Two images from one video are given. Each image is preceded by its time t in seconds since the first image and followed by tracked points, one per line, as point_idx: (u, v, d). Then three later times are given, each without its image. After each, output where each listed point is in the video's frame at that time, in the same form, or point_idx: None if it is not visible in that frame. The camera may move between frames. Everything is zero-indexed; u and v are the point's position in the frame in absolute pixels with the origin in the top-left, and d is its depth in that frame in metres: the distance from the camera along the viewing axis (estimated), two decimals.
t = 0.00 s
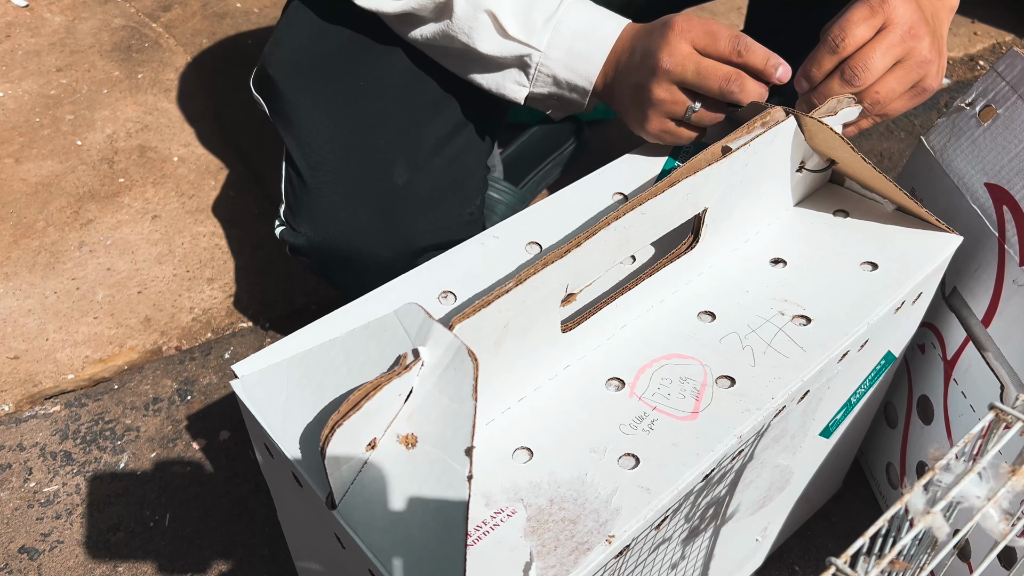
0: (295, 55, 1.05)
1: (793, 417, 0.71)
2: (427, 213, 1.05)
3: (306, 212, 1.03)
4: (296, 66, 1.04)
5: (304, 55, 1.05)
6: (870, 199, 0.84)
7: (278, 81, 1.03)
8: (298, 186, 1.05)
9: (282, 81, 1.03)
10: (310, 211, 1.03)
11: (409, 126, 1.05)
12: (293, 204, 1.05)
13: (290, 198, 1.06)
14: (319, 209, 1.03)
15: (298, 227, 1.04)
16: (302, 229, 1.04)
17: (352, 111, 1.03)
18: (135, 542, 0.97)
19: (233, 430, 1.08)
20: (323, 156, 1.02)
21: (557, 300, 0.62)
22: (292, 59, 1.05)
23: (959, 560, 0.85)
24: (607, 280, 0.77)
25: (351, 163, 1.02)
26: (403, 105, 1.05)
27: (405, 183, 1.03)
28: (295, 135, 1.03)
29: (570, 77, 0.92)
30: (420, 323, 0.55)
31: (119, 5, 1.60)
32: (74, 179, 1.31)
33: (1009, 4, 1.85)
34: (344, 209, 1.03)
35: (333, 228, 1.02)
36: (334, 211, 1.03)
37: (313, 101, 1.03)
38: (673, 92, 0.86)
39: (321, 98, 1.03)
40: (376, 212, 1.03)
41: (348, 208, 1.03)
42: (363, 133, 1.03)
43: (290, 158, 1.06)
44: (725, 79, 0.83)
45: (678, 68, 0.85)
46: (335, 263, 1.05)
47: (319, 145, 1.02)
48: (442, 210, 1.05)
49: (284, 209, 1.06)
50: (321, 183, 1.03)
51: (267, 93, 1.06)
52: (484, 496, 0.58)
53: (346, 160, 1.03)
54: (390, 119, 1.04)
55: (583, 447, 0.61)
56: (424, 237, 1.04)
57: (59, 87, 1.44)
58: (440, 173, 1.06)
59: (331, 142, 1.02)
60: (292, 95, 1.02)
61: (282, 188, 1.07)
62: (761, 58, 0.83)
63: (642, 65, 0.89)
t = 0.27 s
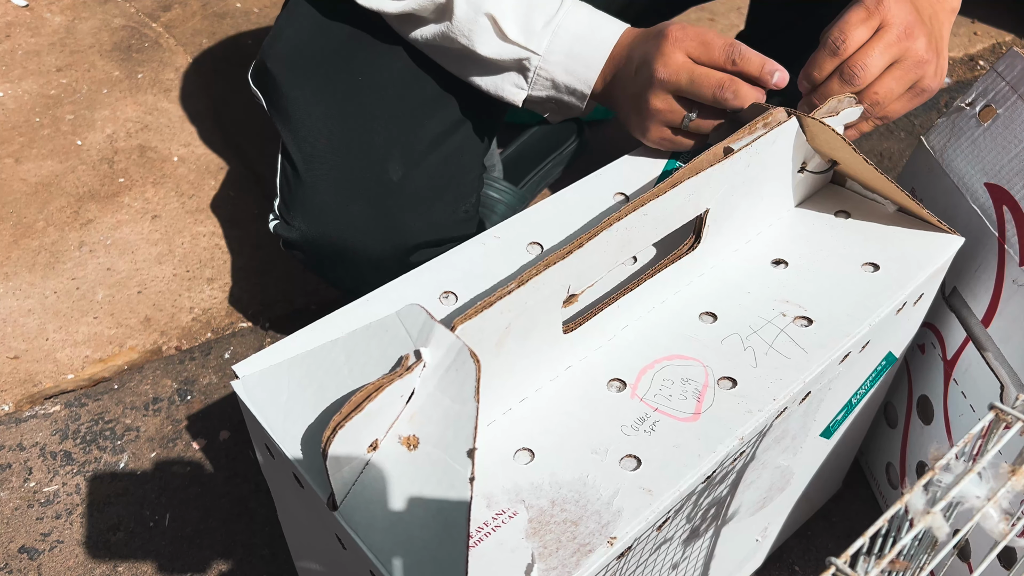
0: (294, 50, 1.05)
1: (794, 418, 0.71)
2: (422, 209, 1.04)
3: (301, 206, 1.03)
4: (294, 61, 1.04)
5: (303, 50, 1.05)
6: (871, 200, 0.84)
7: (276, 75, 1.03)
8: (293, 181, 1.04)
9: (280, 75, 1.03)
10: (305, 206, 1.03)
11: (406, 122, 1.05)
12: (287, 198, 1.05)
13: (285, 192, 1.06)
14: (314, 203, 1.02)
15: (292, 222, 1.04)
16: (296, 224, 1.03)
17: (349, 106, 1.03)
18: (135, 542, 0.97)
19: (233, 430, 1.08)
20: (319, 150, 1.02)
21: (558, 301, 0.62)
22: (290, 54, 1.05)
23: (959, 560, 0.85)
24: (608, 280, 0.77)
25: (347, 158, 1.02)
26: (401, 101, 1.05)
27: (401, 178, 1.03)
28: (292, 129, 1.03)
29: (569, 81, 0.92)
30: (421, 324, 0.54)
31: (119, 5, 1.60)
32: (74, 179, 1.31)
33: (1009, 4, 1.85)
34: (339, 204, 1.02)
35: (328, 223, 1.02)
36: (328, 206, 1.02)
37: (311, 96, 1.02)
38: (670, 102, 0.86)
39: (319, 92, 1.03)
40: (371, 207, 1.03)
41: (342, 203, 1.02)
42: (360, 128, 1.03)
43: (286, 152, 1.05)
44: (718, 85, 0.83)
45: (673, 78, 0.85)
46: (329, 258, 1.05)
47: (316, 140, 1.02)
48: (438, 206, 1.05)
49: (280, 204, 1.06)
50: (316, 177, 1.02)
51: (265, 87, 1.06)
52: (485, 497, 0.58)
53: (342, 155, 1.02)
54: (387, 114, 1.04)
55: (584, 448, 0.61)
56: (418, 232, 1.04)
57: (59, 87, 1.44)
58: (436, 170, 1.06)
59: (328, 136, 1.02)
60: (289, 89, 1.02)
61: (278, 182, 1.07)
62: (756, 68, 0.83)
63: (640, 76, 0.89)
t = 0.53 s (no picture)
0: (297, 49, 1.05)
1: (794, 417, 0.71)
2: (425, 207, 1.04)
3: (303, 204, 1.03)
4: (297, 59, 1.04)
5: (306, 48, 1.05)
6: (871, 199, 0.84)
7: (278, 73, 1.03)
8: (296, 178, 1.04)
9: (283, 73, 1.03)
10: (307, 204, 1.03)
11: (409, 120, 1.05)
12: (290, 196, 1.05)
13: (287, 190, 1.05)
14: (317, 201, 1.02)
15: (295, 220, 1.04)
16: (299, 221, 1.03)
17: (352, 104, 1.03)
18: (135, 542, 0.97)
19: (233, 430, 1.08)
20: (323, 149, 1.02)
21: (558, 301, 0.62)
22: (293, 52, 1.04)
23: (959, 560, 0.85)
24: (608, 280, 0.77)
25: (350, 156, 1.02)
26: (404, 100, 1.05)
27: (404, 177, 1.03)
28: (295, 127, 1.02)
29: (574, 79, 0.93)
30: (421, 323, 0.54)
31: (119, 5, 1.60)
32: (74, 179, 1.31)
33: (1009, 4, 1.85)
34: (343, 202, 1.02)
35: (331, 220, 1.02)
36: (332, 203, 1.02)
37: (313, 94, 1.02)
38: (678, 102, 0.87)
39: (321, 90, 1.03)
40: (374, 205, 1.03)
41: (345, 200, 1.02)
42: (363, 127, 1.03)
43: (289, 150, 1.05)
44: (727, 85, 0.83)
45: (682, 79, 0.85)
46: (332, 255, 1.05)
47: (319, 138, 1.02)
48: (440, 204, 1.05)
49: (282, 202, 1.06)
50: (319, 175, 1.02)
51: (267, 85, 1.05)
52: (484, 497, 0.58)
53: (345, 154, 1.02)
54: (390, 113, 1.04)
55: (583, 448, 0.61)
56: (421, 230, 1.04)
57: (59, 87, 1.44)
58: (438, 168, 1.06)
59: (331, 134, 1.02)
60: (292, 87, 1.02)
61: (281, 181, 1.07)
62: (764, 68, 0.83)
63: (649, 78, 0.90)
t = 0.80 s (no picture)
0: (298, 44, 1.04)
1: (794, 417, 0.71)
2: (425, 204, 1.04)
3: (303, 199, 1.02)
4: (298, 54, 1.03)
5: (307, 44, 1.04)
6: (870, 199, 0.84)
7: (279, 67, 1.02)
8: (296, 174, 1.03)
9: (284, 67, 1.02)
10: (307, 199, 1.02)
11: (410, 116, 1.05)
12: (290, 192, 1.04)
13: (287, 185, 1.05)
14: (316, 196, 1.02)
15: (294, 215, 1.03)
16: (299, 217, 1.03)
17: (353, 100, 1.03)
18: (135, 542, 0.97)
19: (233, 430, 1.08)
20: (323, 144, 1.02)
21: (558, 300, 0.62)
22: (294, 47, 1.04)
23: (959, 560, 0.85)
24: (608, 280, 0.77)
25: (350, 151, 1.02)
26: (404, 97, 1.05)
27: (404, 173, 1.03)
28: (296, 122, 1.02)
29: (575, 78, 0.92)
30: (421, 323, 0.55)
31: (119, 5, 1.60)
32: (74, 179, 1.31)
33: (1009, 4, 1.85)
34: (342, 197, 1.02)
35: (331, 216, 1.02)
36: (332, 199, 1.02)
37: (314, 89, 1.02)
38: (679, 100, 0.86)
39: (322, 86, 1.02)
40: (374, 201, 1.03)
41: (345, 195, 1.02)
42: (363, 122, 1.02)
43: (289, 145, 1.05)
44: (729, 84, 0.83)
45: (684, 77, 0.85)
46: (331, 251, 1.05)
47: (319, 133, 1.01)
48: (440, 201, 1.05)
49: (281, 197, 1.06)
50: (319, 170, 1.02)
51: (268, 80, 1.04)
52: (485, 496, 0.58)
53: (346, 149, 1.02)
54: (391, 109, 1.04)
55: (583, 448, 0.61)
56: (421, 227, 1.04)
57: (59, 88, 1.44)
58: (438, 164, 1.06)
59: (332, 129, 1.02)
60: (293, 82, 1.01)
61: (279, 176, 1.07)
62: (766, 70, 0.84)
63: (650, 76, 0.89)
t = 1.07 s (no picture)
0: (299, 43, 1.03)
1: (794, 417, 0.71)
2: (427, 204, 1.04)
3: (305, 199, 1.02)
4: (300, 53, 1.03)
5: (308, 42, 1.04)
6: (870, 199, 0.84)
7: (280, 66, 1.01)
8: (298, 173, 1.03)
9: (285, 66, 1.01)
10: (309, 199, 1.02)
11: (412, 116, 1.05)
12: (291, 191, 1.04)
13: (289, 185, 1.05)
14: (318, 196, 1.02)
15: (296, 215, 1.03)
16: (300, 216, 1.03)
17: (355, 100, 1.03)
18: (135, 542, 0.97)
19: (233, 429, 1.08)
20: (325, 144, 1.01)
21: (557, 300, 0.62)
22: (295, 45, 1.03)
23: (959, 560, 0.85)
24: (607, 280, 0.77)
25: (352, 151, 1.02)
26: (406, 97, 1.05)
27: (406, 173, 1.03)
28: (298, 122, 1.02)
29: (575, 61, 0.93)
30: (421, 323, 0.55)
31: (119, 5, 1.60)
32: (74, 179, 1.31)
33: (1009, 3, 1.85)
34: (345, 197, 1.02)
35: (333, 216, 1.02)
36: (334, 199, 1.02)
37: (317, 88, 1.02)
38: (681, 96, 0.87)
39: (324, 85, 1.02)
40: (376, 200, 1.03)
41: (348, 196, 1.02)
42: (365, 122, 1.02)
43: (290, 144, 1.04)
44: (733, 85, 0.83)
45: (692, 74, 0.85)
46: (333, 250, 1.05)
47: (321, 132, 1.01)
48: (442, 201, 1.05)
49: (283, 197, 1.05)
50: (321, 170, 1.02)
51: (269, 78, 1.04)
52: (485, 496, 0.58)
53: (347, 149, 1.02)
54: (392, 110, 1.04)
55: (583, 447, 0.61)
56: (423, 227, 1.04)
57: (59, 87, 1.44)
58: (440, 164, 1.06)
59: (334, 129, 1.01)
60: (295, 81, 1.01)
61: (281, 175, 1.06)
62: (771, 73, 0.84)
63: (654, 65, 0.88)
